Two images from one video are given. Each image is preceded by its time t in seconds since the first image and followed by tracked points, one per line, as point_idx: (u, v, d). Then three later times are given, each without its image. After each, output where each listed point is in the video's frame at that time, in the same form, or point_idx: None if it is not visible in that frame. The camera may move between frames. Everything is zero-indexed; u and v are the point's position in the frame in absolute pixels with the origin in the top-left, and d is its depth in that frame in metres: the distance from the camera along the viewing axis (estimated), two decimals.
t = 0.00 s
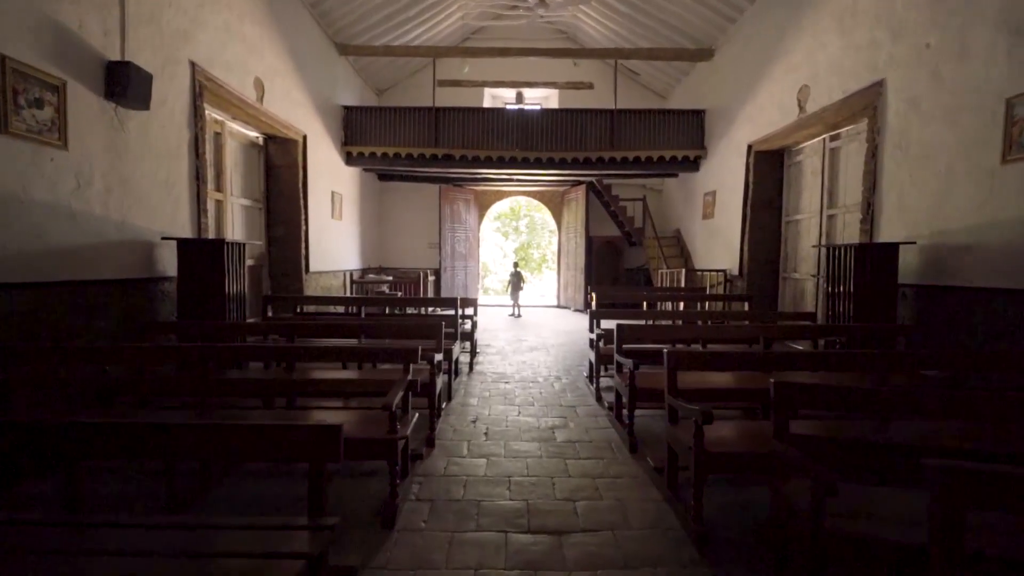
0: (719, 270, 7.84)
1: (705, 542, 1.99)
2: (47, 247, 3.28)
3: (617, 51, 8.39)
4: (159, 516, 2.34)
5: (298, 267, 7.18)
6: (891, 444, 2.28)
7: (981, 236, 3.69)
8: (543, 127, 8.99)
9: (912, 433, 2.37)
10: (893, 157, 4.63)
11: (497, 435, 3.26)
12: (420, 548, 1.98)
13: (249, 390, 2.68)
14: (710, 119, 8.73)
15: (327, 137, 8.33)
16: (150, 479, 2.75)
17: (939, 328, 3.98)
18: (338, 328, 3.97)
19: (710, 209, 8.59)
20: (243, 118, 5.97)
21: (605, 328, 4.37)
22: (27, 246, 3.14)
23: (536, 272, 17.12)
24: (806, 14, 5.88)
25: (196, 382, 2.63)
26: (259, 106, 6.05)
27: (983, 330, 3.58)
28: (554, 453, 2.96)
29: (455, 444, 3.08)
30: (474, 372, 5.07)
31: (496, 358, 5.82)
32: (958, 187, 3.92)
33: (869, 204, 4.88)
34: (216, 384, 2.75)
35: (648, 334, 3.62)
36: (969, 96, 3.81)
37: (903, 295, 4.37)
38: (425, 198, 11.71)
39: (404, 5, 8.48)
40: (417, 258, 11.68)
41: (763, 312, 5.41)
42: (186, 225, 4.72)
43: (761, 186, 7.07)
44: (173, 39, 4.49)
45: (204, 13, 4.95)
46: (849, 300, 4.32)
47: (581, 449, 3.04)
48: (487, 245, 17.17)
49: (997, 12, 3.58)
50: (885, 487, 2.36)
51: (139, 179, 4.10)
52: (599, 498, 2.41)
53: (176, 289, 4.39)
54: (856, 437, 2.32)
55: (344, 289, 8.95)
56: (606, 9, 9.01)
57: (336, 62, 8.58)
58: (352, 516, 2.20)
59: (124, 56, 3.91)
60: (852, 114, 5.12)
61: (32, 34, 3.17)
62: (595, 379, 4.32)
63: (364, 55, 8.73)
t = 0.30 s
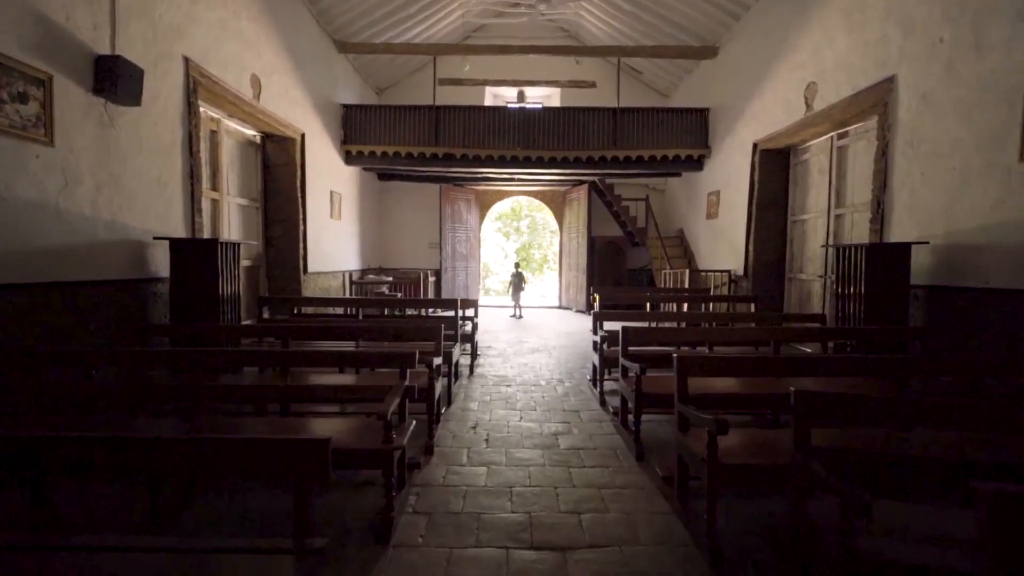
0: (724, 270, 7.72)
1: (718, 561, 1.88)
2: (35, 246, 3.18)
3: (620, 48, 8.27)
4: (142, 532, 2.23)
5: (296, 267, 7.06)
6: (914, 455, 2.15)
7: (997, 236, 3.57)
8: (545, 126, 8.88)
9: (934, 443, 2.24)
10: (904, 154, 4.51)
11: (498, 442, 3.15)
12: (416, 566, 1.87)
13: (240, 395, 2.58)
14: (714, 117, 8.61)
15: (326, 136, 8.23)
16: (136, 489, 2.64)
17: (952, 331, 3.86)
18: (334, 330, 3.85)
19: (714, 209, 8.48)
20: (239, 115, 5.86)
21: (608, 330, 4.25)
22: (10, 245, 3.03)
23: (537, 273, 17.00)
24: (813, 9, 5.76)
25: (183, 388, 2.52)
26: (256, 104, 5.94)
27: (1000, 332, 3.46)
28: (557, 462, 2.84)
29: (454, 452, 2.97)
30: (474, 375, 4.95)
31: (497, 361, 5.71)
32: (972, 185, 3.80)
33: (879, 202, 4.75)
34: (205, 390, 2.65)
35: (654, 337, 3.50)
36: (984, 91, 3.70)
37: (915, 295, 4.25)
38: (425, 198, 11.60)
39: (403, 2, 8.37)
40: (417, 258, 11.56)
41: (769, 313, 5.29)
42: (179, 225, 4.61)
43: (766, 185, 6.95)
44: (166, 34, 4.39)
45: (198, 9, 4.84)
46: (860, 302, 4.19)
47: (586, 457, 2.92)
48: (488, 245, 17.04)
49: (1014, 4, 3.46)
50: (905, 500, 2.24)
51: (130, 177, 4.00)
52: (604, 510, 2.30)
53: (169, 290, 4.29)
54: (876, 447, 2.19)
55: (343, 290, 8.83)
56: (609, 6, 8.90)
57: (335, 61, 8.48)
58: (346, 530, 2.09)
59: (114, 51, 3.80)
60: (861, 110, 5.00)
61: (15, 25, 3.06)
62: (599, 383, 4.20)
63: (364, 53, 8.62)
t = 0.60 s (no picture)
0: (728, 271, 7.61)
1: None
2: (21, 246, 3.09)
3: (622, 45, 8.15)
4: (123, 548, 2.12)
5: (293, 268, 6.95)
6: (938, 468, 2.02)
7: (1014, 235, 3.45)
8: (546, 124, 8.77)
9: (959, 454, 2.13)
10: (913, 152, 4.36)
11: (499, 449, 3.04)
12: None
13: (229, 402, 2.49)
14: (717, 116, 8.49)
15: (324, 135, 8.12)
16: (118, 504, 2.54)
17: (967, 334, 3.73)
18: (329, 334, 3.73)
19: (718, 209, 8.36)
20: (235, 113, 5.76)
21: (612, 332, 4.14)
22: None
23: (538, 273, 16.89)
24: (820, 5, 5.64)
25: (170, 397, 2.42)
26: (252, 101, 5.84)
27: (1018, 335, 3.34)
28: (560, 471, 2.73)
29: (453, 461, 2.86)
30: (474, 379, 4.84)
31: (498, 364, 5.59)
32: (988, 184, 3.67)
33: (889, 202, 4.59)
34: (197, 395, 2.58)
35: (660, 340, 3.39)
36: (999, 86, 3.57)
37: (927, 297, 4.12)
38: (425, 198, 11.49)
39: None
40: (417, 258, 11.46)
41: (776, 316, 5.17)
42: (172, 225, 4.50)
43: (771, 184, 6.83)
44: (158, 29, 4.28)
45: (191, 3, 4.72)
46: (871, 304, 4.07)
47: (590, 465, 2.81)
48: (489, 245, 16.93)
49: None
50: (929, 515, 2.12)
51: (119, 175, 3.89)
52: (609, 524, 2.18)
53: (161, 292, 4.19)
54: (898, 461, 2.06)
55: (342, 291, 8.73)
56: (610, 3, 8.78)
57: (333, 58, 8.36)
58: (339, 547, 1.98)
59: (104, 45, 3.69)
60: (870, 107, 4.88)
61: None
62: (602, 387, 4.09)
63: (363, 51, 8.51)
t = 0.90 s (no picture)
0: (731, 271, 7.49)
1: None
2: (3, 245, 2.97)
3: (624, 42, 8.03)
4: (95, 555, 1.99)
5: (290, 268, 6.84)
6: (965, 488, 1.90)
7: None
8: (547, 123, 8.66)
9: (987, 470, 2.01)
10: (923, 149, 4.23)
11: (498, 458, 2.92)
12: None
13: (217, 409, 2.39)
14: (721, 114, 8.37)
15: (322, 133, 8.00)
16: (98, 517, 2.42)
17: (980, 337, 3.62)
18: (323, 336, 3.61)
19: (721, 208, 8.24)
20: (229, 110, 5.65)
21: (615, 334, 4.02)
22: None
23: (538, 273, 16.78)
24: None
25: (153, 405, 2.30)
26: (247, 99, 5.72)
27: None
28: (562, 481, 2.62)
29: (450, 470, 2.74)
30: (474, 382, 4.72)
31: (498, 366, 5.48)
32: (1002, 183, 3.55)
33: (899, 201, 4.46)
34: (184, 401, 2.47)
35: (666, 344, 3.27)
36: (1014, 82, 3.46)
37: (939, 298, 3.99)
38: (425, 198, 11.37)
39: None
40: (416, 258, 11.35)
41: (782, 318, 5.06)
42: (163, 224, 4.38)
43: (775, 183, 6.71)
44: (148, 23, 4.16)
45: None
46: (881, 305, 3.95)
47: (593, 474, 2.70)
48: (489, 245, 16.82)
49: None
50: (952, 533, 2.00)
51: (108, 173, 3.78)
52: (614, 539, 2.07)
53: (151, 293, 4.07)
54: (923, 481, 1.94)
55: (340, 291, 8.62)
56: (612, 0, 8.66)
57: (331, 56, 8.25)
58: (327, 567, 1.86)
59: (91, 39, 3.57)
60: (878, 104, 4.76)
61: None
62: (605, 391, 3.97)
63: (361, 48, 8.39)
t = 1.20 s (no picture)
0: (734, 271, 7.39)
1: None
2: None
3: (626, 39, 7.91)
4: (69, 572, 1.87)
5: (286, 268, 6.73)
6: (994, 506, 1.79)
7: None
8: (547, 121, 8.54)
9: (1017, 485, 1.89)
10: (935, 146, 4.11)
11: (498, 466, 2.81)
12: None
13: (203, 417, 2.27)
14: (724, 112, 8.26)
15: (319, 131, 7.88)
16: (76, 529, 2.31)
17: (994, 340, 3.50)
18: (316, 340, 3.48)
19: (724, 208, 8.13)
20: (224, 107, 5.53)
21: (619, 337, 3.90)
22: None
23: (538, 273, 16.68)
24: None
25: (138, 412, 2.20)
26: (242, 96, 5.61)
27: None
28: (564, 491, 2.51)
29: (448, 479, 2.63)
30: (473, 385, 4.61)
31: (497, 368, 5.37)
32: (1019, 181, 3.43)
33: (909, 200, 4.35)
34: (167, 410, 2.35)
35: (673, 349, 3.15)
36: None
37: (952, 300, 3.87)
38: (424, 197, 11.26)
39: None
40: (416, 258, 11.24)
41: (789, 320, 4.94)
42: (154, 223, 4.27)
43: (780, 182, 6.59)
44: (138, 17, 4.04)
45: None
46: (892, 307, 3.84)
47: (596, 484, 2.59)
48: (489, 245, 16.71)
49: None
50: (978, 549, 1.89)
51: (93, 170, 3.65)
52: (621, 556, 1.96)
53: (141, 294, 3.96)
54: (949, 499, 1.82)
55: (338, 292, 8.52)
56: None
57: (329, 53, 8.13)
58: None
59: (76, 32, 3.44)
60: (887, 101, 4.65)
61: None
62: (608, 395, 3.86)
63: (359, 45, 8.27)
